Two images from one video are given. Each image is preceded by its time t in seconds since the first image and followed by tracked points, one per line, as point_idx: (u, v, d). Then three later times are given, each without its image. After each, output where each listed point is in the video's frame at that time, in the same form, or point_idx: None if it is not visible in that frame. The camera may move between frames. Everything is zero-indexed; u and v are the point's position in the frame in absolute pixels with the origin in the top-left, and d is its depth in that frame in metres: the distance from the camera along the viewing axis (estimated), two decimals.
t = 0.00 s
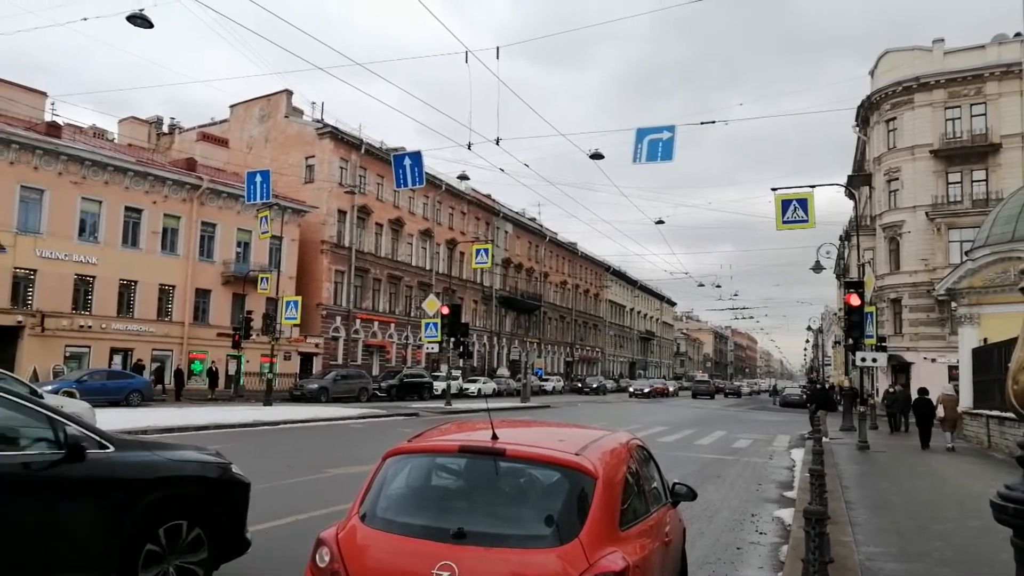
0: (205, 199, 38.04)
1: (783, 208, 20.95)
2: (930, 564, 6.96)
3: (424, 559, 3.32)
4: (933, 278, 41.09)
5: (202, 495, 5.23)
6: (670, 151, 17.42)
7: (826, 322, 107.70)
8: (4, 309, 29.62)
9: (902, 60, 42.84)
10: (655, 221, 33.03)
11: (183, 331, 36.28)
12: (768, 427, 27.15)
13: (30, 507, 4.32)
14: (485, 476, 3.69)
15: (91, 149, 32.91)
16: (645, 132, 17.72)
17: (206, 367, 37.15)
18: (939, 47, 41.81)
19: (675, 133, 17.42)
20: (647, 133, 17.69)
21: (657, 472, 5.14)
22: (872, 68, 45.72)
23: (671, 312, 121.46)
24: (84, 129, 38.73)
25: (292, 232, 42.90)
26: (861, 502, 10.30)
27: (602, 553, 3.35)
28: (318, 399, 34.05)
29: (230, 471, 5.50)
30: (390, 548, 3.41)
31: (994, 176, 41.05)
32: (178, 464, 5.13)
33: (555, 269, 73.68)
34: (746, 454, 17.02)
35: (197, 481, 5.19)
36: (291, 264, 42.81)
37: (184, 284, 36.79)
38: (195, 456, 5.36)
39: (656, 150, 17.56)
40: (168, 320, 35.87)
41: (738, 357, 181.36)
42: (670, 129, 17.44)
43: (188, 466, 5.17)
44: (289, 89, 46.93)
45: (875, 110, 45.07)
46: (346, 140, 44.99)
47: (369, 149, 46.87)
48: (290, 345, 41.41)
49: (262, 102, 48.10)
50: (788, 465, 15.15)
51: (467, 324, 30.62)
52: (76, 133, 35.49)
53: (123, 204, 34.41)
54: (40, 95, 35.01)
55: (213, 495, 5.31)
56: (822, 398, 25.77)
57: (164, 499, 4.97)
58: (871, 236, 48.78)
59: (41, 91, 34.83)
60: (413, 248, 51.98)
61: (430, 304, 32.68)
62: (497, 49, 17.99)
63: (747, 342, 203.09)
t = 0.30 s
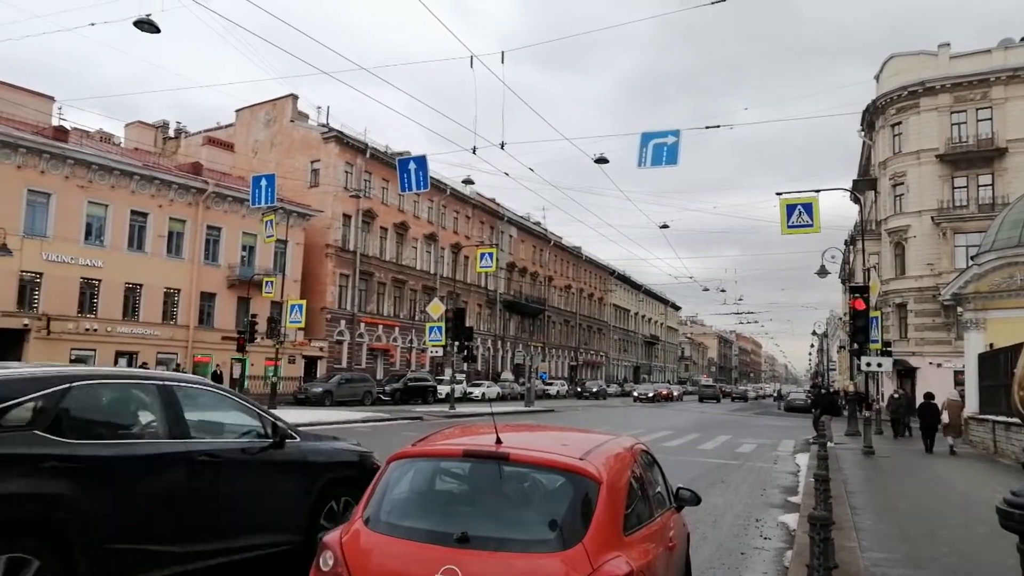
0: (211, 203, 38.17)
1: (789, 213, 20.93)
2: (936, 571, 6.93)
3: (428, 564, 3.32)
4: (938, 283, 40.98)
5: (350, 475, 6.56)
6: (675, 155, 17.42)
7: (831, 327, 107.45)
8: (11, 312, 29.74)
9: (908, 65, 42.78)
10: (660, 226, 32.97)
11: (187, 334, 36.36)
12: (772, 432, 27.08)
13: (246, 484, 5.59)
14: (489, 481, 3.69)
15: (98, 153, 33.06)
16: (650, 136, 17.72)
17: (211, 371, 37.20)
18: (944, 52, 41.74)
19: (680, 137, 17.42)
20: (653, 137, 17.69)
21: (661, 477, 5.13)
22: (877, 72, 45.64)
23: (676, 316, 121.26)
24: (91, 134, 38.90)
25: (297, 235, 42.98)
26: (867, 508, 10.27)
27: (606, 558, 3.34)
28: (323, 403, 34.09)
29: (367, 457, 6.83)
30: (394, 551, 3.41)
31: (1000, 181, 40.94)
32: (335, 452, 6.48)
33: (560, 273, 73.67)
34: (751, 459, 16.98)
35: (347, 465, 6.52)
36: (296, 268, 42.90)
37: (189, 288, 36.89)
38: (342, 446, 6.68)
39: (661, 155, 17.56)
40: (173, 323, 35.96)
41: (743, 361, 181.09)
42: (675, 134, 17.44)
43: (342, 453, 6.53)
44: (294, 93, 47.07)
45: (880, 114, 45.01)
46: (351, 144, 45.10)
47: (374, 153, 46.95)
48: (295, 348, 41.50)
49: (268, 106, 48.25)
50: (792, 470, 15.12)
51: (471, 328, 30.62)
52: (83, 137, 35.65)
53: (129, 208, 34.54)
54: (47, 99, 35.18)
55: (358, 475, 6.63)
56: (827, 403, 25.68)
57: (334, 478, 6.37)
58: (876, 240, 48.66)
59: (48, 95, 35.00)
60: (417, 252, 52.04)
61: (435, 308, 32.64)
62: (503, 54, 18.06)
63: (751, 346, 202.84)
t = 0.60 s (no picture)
0: (215, 202, 38.23)
1: (793, 213, 20.88)
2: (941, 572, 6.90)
3: (431, 564, 3.32)
4: (943, 283, 40.89)
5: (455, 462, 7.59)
6: (679, 156, 17.40)
7: (835, 328, 107.22)
8: (15, 311, 29.80)
9: (912, 65, 42.67)
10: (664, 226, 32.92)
11: (191, 334, 36.43)
12: (776, 432, 27.03)
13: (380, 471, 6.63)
14: (493, 480, 3.69)
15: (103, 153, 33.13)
16: (654, 137, 17.69)
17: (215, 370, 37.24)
18: (949, 52, 41.64)
19: (684, 137, 17.40)
20: (657, 138, 17.66)
21: (665, 477, 5.12)
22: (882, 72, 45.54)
23: (679, 317, 121.12)
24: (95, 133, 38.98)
25: (300, 235, 43.02)
26: (870, 508, 10.26)
27: (609, 559, 3.34)
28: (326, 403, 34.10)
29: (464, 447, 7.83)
30: (397, 551, 3.41)
31: (1005, 181, 40.80)
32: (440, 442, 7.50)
33: (563, 273, 73.62)
34: (754, 459, 16.97)
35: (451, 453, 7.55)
36: (299, 267, 42.94)
37: (193, 287, 36.95)
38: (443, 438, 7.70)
39: (665, 155, 17.54)
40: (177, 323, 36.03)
41: (746, 361, 180.95)
42: (679, 134, 17.43)
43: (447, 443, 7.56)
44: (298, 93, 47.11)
45: (885, 114, 44.90)
46: (355, 144, 45.13)
47: (378, 153, 46.98)
48: (298, 348, 41.67)
49: (272, 106, 48.30)
50: (796, 471, 15.09)
51: (474, 328, 30.61)
52: (88, 137, 35.73)
53: (134, 207, 34.60)
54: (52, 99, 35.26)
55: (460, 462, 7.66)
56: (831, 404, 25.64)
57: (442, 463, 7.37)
58: (881, 241, 48.57)
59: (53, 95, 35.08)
60: (420, 252, 52.06)
61: (438, 308, 32.61)
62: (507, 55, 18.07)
63: (755, 347, 202.78)
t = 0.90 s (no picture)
0: (219, 201, 38.30)
1: (797, 212, 20.84)
2: (946, 571, 6.89)
3: (437, 561, 3.33)
4: (948, 282, 40.76)
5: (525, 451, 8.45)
6: (683, 154, 17.38)
7: (840, 326, 106.93)
8: (21, 311, 29.92)
9: (918, 62, 42.51)
10: (669, 225, 32.99)
11: (196, 333, 36.53)
12: (781, 431, 26.98)
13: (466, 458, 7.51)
14: (499, 477, 3.69)
15: (108, 152, 33.21)
16: (658, 135, 17.68)
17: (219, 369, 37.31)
18: (955, 49, 41.49)
19: (688, 136, 17.38)
20: (661, 136, 17.65)
21: (670, 476, 5.12)
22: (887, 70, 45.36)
23: (684, 316, 120.97)
24: (101, 133, 39.07)
25: (305, 234, 43.07)
26: (876, 508, 10.23)
27: (614, 557, 3.34)
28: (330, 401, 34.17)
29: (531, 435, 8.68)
30: (403, 549, 3.42)
31: (1011, 179, 40.60)
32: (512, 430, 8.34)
33: (567, 272, 73.58)
34: (759, 458, 16.95)
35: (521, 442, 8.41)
36: (304, 266, 43.02)
37: (198, 286, 37.03)
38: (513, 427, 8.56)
39: (670, 153, 17.52)
40: (182, 321, 36.12)
41: (751, 360, 180.73)
42: (683, 132, 17.41)
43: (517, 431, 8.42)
44: (302, 92, 47.15)
45: (890, 112, 44.74)
46: (359, 143, 45.17)
47: (382, 152, 47.01)
48: (303, 347, 41.84)
49: (276, 105, 48.37)
50: (801, 470, 15.06)
51: (478, 327, 30.62)
52: (93, 137, 35.81)
53: (139, 207, 34.69)
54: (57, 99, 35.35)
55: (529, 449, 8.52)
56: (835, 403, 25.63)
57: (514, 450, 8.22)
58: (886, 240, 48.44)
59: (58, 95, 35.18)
60: (425, 251, 52.09)
61: (442, 307, 32.57)
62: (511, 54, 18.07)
63: (760, 346, 202.68)
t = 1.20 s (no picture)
0: (229, 200, 38.45)
1: (807, 207, 20.74)
2: (958, 567, 6.85)
3: (448, 558, 3.33)
4: (961, 277, 40.50)
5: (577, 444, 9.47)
6: (692, 150, 17.31)
7: (851, 322, 106.39)
8: (34, 310, 30.15)
9: (929, 56, 42.19)
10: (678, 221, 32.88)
11: (207, 331, 36.70)
12: (791, 427, 26.88)
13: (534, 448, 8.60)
14: (508, 475, 3.69)
15: (118, 151, 33.40)
16: (667, 131, 17.63)
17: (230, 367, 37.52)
18: (966, 42, 41.15)
19: (698, 131, 17.32)
20: (670, 132, 17.59)
21: (680, 473, 5.11)
22: (898, 64, 45.02)
23: (693, 312, 120.66)
24: (111, 133, 39.26)
25: (314, 232, 43.22)
26: (888, 503, 10.18)
27: (625, 554, 3.33)
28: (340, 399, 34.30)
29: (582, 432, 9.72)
30: (413, 546, 3.42)
31: None
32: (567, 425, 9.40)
33: (576, 268, 73.49)
34: (770, 454, 16.90)
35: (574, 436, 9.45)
36: (313, 264, 43.14)
37: (209, 285, 37.20)
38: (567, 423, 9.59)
39: (678, 149, 17.46)
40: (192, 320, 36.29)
41: (761, 356, 180.06)
42: (692, 128, 17.34)
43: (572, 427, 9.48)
44: (311, 91, 47.25)
45: (901, 106, 44.43)
46: (368, 141, 45.23)
47: (390, 150, 47.06)
48: (313, 345, 41.95)
49: (285, 104, 48.48)
50: (812, 466, 15.01)
51: (488, 323, 30.65)
52: (103, 137, 35.99)
53: (149, 206, 34.87)
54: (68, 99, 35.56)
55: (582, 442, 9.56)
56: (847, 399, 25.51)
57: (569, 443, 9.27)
58: (897, 234, 48.14)
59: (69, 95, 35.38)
60: (434, 249, 52.15)
61: (451, 304, 32.54)
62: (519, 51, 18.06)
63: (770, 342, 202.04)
